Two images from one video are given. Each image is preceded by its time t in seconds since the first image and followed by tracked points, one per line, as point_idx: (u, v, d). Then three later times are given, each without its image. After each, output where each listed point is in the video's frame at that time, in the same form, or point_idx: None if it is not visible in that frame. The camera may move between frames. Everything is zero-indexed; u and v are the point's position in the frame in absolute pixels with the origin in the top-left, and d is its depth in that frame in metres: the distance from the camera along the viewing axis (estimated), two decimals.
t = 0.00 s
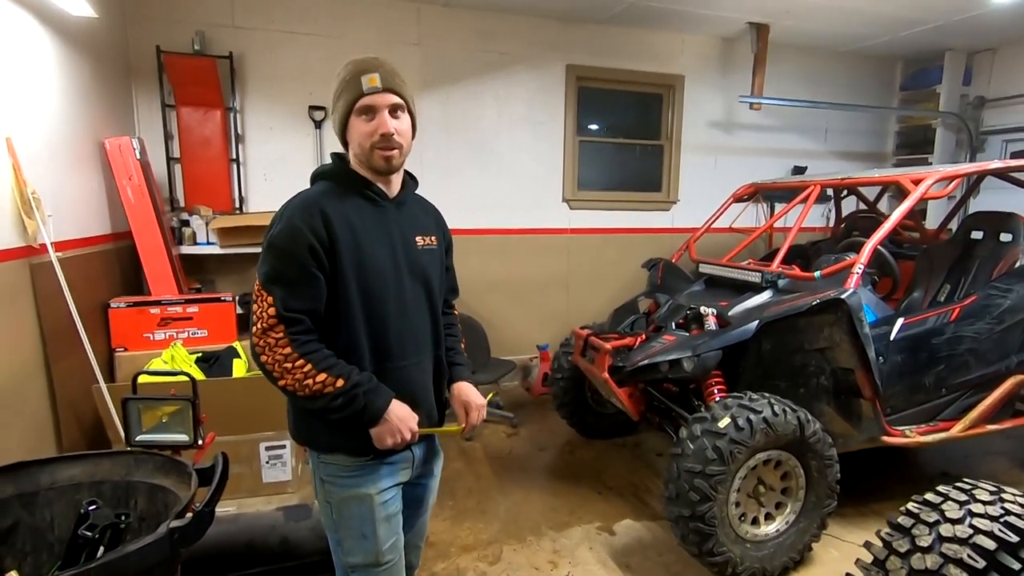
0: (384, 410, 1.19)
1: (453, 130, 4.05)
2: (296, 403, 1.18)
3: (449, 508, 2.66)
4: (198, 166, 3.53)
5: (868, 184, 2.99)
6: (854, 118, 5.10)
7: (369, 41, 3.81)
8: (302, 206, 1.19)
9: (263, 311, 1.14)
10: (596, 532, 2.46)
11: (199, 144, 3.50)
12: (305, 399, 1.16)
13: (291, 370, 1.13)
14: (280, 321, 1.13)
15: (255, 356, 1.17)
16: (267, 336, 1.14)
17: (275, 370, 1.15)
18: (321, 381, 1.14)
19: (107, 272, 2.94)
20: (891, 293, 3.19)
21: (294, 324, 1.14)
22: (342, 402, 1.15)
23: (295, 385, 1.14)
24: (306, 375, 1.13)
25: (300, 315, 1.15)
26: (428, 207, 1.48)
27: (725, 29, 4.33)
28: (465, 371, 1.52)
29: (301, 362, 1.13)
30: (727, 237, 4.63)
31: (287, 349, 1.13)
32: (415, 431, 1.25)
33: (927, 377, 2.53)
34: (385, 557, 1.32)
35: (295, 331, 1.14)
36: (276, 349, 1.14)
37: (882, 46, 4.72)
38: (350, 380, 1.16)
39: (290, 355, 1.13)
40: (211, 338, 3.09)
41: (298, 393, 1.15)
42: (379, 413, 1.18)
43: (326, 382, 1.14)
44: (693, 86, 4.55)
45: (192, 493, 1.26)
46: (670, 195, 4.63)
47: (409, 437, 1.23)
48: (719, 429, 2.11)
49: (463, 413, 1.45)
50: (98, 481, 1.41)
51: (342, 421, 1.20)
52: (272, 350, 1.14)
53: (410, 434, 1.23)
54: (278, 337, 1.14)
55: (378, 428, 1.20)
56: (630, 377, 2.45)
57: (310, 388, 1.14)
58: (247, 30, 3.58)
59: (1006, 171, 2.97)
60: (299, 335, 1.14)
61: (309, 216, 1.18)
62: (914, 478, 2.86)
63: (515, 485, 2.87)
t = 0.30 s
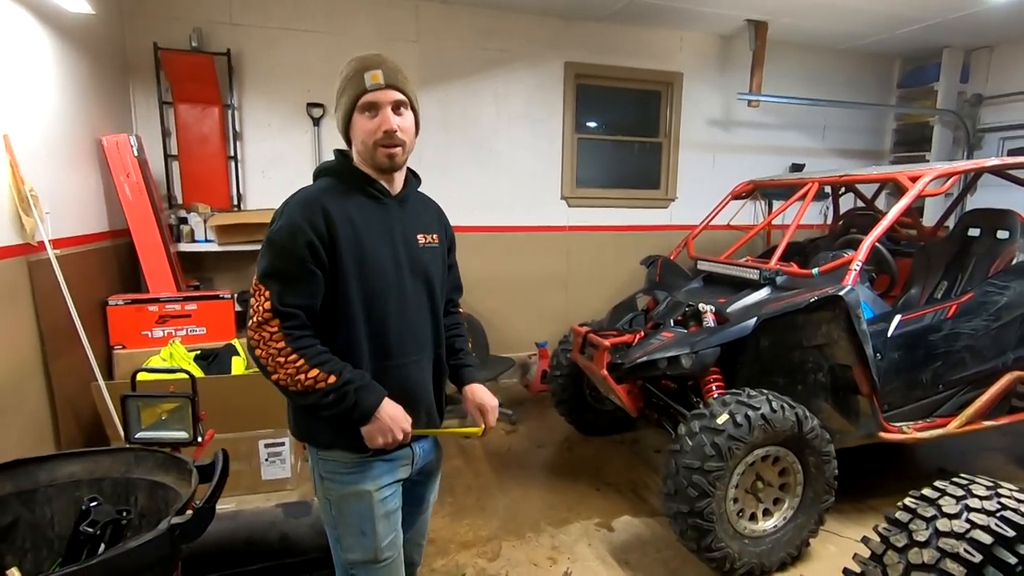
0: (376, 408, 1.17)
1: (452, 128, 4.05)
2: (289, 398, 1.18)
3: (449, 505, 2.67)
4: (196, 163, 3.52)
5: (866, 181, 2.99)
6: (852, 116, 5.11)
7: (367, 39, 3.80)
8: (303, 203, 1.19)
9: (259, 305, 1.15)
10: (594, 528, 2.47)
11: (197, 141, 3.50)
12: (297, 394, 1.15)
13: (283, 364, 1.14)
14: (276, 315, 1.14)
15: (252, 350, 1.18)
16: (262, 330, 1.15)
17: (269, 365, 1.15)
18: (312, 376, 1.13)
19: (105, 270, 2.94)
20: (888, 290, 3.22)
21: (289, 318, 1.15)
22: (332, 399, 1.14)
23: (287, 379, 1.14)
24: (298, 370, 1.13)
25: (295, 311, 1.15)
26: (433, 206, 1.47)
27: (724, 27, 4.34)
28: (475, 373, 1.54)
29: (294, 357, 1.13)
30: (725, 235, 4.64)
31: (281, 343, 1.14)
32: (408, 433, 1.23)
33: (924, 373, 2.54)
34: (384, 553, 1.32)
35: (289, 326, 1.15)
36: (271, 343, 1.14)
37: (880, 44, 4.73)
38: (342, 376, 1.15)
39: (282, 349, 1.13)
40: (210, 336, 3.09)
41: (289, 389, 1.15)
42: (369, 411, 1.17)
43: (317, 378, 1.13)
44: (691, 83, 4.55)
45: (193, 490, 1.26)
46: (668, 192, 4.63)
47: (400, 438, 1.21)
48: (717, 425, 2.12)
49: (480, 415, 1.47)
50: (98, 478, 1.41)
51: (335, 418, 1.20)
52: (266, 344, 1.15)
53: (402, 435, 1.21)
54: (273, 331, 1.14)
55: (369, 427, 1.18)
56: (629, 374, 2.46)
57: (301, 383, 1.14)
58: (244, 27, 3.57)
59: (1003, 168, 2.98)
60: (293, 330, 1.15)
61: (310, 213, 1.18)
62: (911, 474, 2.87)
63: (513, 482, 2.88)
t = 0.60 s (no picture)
0: (371, 410, 1.18)
1: (447, 125, 4.05)
2: (284, 398, 1.18)
3: (445, 501, 2.68)
4: (190, 160, 3.51)
5: (859, 179, 3.01)
6: (846, 114, 5.14)
7: (362, 35, 3.79)
8: (306, 202, 1.19)
9: (257, 303, 1.15)
10: (590, 524, 2.49)
11: (192, 138, 3.49)
12: (292, 395, 1.16)
13: (280, 364, 1.14)
14: (273, 315, 1.14)
15: (247, 348, 1.18)
16: (259, 329, 1.15)
17: (265, 365, 1.15)
18: (308, 378, 1.14)
19: (99, 267, 2.93)
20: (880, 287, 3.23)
21: (287, 319, 1.15)
22: (328, 400, 1.15)
23: (283, 380, 1.15)
24: (295, 371, 1.14)
25: (293, 311, 1.15)
26: (431, 207, 1.48)
27: (719, 24, 4.35)
28: (463, 371, 1.54)
29: (290, 358, 1.14)
30: (720, 232, 4.66)
31: (278, 343, 1.14)
32: (402, 434, 1.24)
33: (916, 369, 2.57)
34: (374, 542, 1.32)
35: (287, 327, 1.15)
36: (267, 343, 1.14)
37: (874, 42, 4.75)
38: (338, 378, 1.16)
39: (279, 350, 1.14)
40: (206, 333, 3.08)
41: (285, 389, 1.15)
42: (364, 413, 1.18)
43: (313, 380, 1.14)
44: (686, 80, 4.56)
45: (189, 487, 1.26)
46: (664, 189, 4.64)
47: (394, 440, 1.22)
48: (712, 421, 2.13)
49: (461, 413, 1.47)
50: (94, 475, 1.41)
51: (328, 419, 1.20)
52: (263, 343, 1.15)
53: (396, 437, 1.22)
54: (270, 331, 1.15)
55: (364, 428, 1.19)
56: (624, 370, 2.47)
57: (297, 384, 1.14)
58: (239, 22, 3.55)
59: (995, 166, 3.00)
60: (290, 330, 1.15)
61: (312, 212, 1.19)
62: (903, 468, 2.90)
63: (509, 478, 2.89)
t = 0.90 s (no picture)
0: (379, 407, 1.21)
1: (441, 123, 4.05)
2: (285, 401, 1.18)
3: (440, 499, 2.68)
4: (182, 159, 3.49)
5: (850, 177, 3.03)
6: (837, 112, 5.17)
7: (355, 33, 3.78)
8: (296, 198, 1.18)
9: (252, 307, 1.13)
10: (584, 521, 2.50)
11: (183, 137, 3.47)
12: (297, 397, 1.16)
13: (283, 368, 1.14)
14: (272, 317, 1.13)
15: (240, 353, 1.15)
16: (256, 333, 1.13)
17: (265, 369, 1.14)
18: (316, 379, 1.14)
19: (91, 267, 2.91)
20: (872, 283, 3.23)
21: (286, 321, 1.14)
22: (336, 400, 1.16)
23: (287, 383, 1.14)
24: (300, 373, 1.14)
25: (292, 312, 1.15)
26: (409, 203, 1.49)
27: (711, 23, 4.36)
28: (439, 368, 1.52)
29: (295, 360, 1.14)
30: (713, 230, 4.68)
31: (280, 346, 1.13)
32: (406, 427, 1.28)
33: (906, 364, 2.59)
34: (375, 551, 1.35)
35: (286, 329, 1.14)
36: (267, 347, 1.13)
37: (864, 40, 4.78)
38: (345, 377, 1.18)
39: (281, 353, 1.13)
40: (199, 333, 3.07)
41: (289, 392, 1.16)
42: (373, 411, 1.20)
43: (321, 381, 1.15)
44: (679, 79, 4.58)
45: (183, 487, 1.26)
46: (657, 187, 4.66)
47: (401, 434, 1.26)
48: (705, 417, 2.15)
49: (428, 409, 1.47)
50: (87, 476, 1.41)
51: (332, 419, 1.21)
52: (261, 347, 1.14)
53: (402, 431, 1.26)
54: (269, 334, 1.13)
55: (372, 426, 1.21)
56: (618, 368, 2.48)
57: (304, 386, 1.15)
58: (231, 21, 3.54)
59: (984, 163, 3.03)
60: (290, 332, 1.15)
61: (304, 208, 1.18)
62: (894, 463, 2.93)
63: (504, 476, 2.90)
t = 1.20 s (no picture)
0: (381, 411, 1.16)
1: (432, 123, 4.05)
2: (277, 415, 1.10)
3: (434, 499, 2.68)
4: (172, 161, 3.47)
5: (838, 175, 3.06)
6: (825, 110, 5.22)
7: (344, 32, 3.77)
8: (271, 196, 1.12)
9: (234, 316, 1.04)
10: (578, 518, 2.51)
11: (172, 138, 3.44)
12: (293, 410, 1.08)
13: (276, 379, 1.06)
14: (259, 325, 1.05)
15: (224, 368, 1.06)
16: (241, 344, 1.04)
17: (255, 382, 1.06)
18: (313, 387, 1.08)
19: (79, 270, 2.89)
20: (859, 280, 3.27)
21: (274, 328, 1.07)
22: (337, 407, 1.10)
23: (282, 395, 1.07)
24: (296, 383, 1.07)
25: (280, 318, 1.08)
26: (379, 201, 1.45)
27: (700, 22, 4.38)
28: (424, 370, 1.53)
29: (288, 369, 1.07)
30: (703, 228, 4.72)
31: (270, 356, 1.06)
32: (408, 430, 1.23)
33: (895, 360, 2.62)
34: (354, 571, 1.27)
35: (275, 336, 1.07)
36: (256, 358, 1.05)
37: (852, 39, 4.82)
38: (342, 382, 1.12)
39: (272, 362, 1.06)
40: (189, 335, 3.05)
41: (283, 405, 1.08)
42: (376, 415, 1.15)
43: (318, 388, 1.08)
44: (669, 78, 4.60)
45: (175, 489, 1.26)
46: (648, 186, 4.68)
47: (404, 438, 1.21)
48: (696, 414, 2.17)
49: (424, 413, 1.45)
50: (78, 479, 1.40)
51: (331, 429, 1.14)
52: (248, 359, 1.05)
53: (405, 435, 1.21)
54: (257, 343, 1.05)
55: (376, 431, 1.16)
56: (610, 366, 2.49)
57: (300, 396, 1.08)
58: (219, 22, 3.52)
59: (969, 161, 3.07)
60: (280, 340, 1.08)
61: (281, 207, 1.11)
62: (883, 458, 2.96)
63: (498, 475, 2.90)
